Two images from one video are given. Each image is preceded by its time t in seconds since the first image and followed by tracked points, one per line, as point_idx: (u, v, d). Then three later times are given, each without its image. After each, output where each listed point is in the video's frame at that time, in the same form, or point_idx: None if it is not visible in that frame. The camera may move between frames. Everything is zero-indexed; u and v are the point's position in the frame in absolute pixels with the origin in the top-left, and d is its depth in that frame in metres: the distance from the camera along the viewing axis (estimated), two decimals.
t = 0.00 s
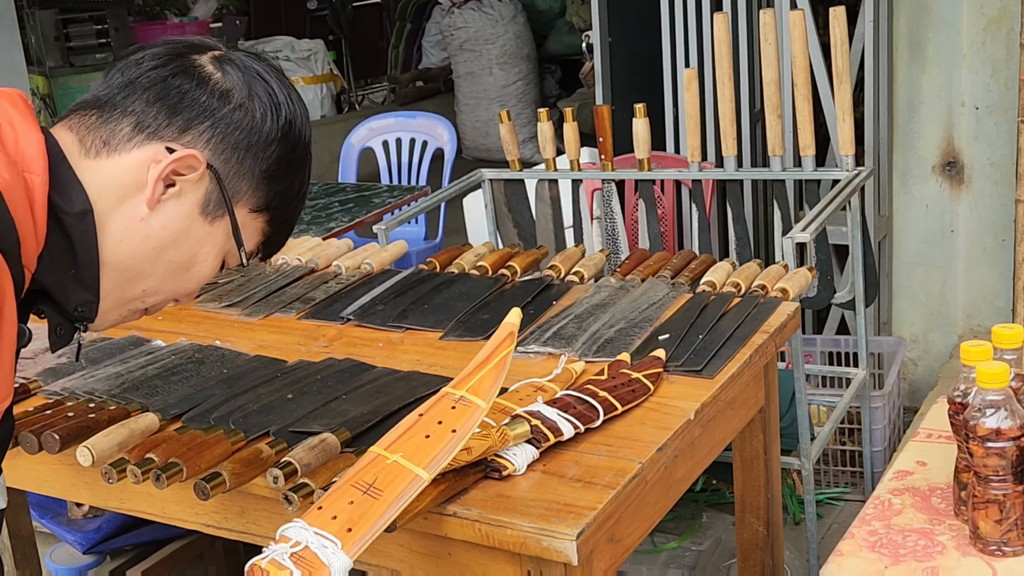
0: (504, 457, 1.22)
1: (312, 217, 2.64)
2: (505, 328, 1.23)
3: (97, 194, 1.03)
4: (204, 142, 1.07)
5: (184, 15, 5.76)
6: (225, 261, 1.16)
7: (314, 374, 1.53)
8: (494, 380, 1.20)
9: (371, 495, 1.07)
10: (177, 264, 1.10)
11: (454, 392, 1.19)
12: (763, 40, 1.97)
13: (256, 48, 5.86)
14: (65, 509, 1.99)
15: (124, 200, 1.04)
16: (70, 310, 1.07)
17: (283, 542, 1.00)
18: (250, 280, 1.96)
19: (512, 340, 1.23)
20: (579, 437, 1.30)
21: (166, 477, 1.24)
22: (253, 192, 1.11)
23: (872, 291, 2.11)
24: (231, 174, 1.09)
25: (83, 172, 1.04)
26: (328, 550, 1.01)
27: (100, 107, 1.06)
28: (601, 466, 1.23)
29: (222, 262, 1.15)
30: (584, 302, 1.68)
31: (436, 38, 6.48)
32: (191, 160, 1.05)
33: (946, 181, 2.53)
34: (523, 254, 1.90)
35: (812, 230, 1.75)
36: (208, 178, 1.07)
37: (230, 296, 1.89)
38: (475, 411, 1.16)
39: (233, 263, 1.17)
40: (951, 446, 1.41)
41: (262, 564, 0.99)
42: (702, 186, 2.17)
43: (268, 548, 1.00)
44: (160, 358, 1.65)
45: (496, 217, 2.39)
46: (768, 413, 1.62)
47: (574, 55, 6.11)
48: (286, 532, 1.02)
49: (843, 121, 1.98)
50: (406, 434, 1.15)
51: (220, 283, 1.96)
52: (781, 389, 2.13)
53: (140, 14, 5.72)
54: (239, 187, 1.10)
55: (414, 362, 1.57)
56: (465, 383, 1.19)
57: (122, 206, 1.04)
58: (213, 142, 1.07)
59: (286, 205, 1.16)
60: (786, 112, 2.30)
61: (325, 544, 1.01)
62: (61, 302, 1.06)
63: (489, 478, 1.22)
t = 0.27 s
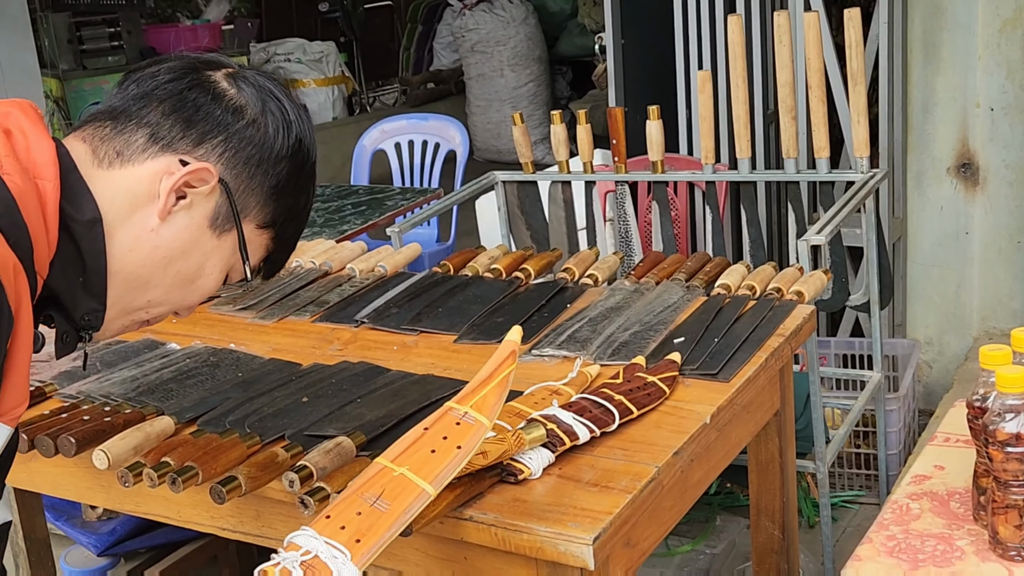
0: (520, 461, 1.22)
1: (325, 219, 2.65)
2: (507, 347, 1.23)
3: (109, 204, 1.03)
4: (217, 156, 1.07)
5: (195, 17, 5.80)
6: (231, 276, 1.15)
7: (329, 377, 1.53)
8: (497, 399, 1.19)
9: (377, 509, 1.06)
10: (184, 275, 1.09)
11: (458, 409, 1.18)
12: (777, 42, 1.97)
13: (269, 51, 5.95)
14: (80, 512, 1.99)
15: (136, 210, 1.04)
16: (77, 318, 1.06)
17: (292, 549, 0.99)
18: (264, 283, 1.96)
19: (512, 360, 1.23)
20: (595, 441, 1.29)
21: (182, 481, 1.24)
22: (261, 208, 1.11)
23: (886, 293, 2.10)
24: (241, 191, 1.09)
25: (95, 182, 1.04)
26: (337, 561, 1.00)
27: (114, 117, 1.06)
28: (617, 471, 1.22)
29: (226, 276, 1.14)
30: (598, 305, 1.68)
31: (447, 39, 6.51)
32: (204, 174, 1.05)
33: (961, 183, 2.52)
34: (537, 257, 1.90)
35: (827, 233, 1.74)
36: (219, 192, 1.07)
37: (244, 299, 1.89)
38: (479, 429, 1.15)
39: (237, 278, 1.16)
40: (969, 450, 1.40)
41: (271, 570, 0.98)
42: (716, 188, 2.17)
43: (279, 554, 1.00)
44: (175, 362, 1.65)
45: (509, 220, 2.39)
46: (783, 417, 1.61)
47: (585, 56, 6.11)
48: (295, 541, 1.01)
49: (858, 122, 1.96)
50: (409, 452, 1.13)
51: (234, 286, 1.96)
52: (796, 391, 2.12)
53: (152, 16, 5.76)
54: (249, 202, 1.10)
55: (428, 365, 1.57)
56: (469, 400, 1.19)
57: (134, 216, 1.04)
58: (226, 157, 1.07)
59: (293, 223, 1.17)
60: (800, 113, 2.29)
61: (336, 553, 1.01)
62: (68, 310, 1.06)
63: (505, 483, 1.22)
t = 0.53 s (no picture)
0: (529, 466, 1.21)
1: (335, 223, 2.65)
2: (493, 362, 1.22)
3: (43, 97, 1.02)
4: (151, 28, 1.06)
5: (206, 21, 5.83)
6: (200, 158, 1.15)
7: (338, 382, 1.53)
8: (481, 409, 1.17)
9: (357, 509, 1.03)
10: (141, 161, 1.09)
11: (442, 417, 1.16)
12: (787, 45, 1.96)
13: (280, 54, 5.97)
14: (90, 516, 2.00)
15: (73, 98, 1.03)
16: (39, 230, 1.09)
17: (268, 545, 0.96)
18: (273, 287, 1.96)
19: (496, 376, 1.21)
20: (604, 446, 1.29)
21: (190, 486, 1.24)
22: (212, 78, 1.10)
23: (897, 297, 2.10)
24: (185, 61, 1.07)
25: (27, 75, 1.03)
26: (314, 556, 0.96)
27: (40, 8, 1.05)
28: (627, 476, 1.22)
29: (194, 159, 1.14)
30: (607, 309, 1.67)
31: (457, 42, 6.54)
32: (136, 48, 1.04)
33: (972, 186, 2.52)
34: (546, 261, 1.90)
35: (837, 236, 1.74)
36: (160, 67, 1.06)
37: (253, 303, 1.89)
38: (463, 435, 1.13)
39: (208, 160, 1.16)
40: (980, 455, 1.39)
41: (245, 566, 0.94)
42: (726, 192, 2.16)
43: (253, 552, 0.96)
44: (184, 366, 1.65)
45: (518, 223, 2.38)
46: (793, 421, 1.60)
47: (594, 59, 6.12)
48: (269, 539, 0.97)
49: (868, 126, 1.96)
50: (391, 458, 1.10)
51: (244, 290, 1.97)
52: (806, 395, 2.12)
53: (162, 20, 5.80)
54: (195, 71, 1.08)
55: (437, 370, 1.57)
56: (453, 409, 1.16)
57: (72, 104, 1.03)
58: (160, 28, 1.06)
59: (256, 90, 1.15)
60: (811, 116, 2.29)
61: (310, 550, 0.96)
62: (29, 223, 1.08)
63: (514, 488, 1.22)
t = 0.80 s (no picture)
0: (537, 474, 1.21)
1: (343, 228, 2.65)
2: (388, 216, 1.14)
3: None
4: None
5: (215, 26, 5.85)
6: None
7: (346, 389, 1.53)
8: (394, 257, 1.13)
9: (302, 357, 1.07)
10: None
11: (356, 269, 1.13)
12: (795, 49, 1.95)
13: (287, 58, 6.11)
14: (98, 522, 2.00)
15: None
16: None
17: (232, 401, 1.04)
18: (282, 293, 1.96)
19: (398, 229, 1.14)
20: (613, 454, 1.29)
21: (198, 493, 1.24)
22: None
23: (907, 302, 2.09)
24: None
25: None
26: (275, 398, 1.03)
27: None
28: (635, 484, 1.21)
29: None
30: (616, 315, 1.67)
31: (465, 46, 6.56)
32: None
33: (982, 190, 2.51)
34: (555, 266, 1.90)
35: (847, 242, 1.73)
36: None
37: (261, 309, 1.89)
38: (380, 281, 1.11)
39: None
40: (991, 463, 1.38)
41: (216, 422, 1.03)
42: (734, 197, 2.16)
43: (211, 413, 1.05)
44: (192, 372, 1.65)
45: (527, 228, 2.38)
46: (803, 427, 1.59)
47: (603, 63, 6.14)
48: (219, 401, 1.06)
49: (876, 131, 1.95)
50: (320, 305, 1.13)
51: (252, 296, 1.97)
52: (816, 401, 2.12)
53: (171, 25, 5.83)
54: None
55: (445, 376, 1.56)
56: (364, 259, 1.13)
57: None
58: None
59: None
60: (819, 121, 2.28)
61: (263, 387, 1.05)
62: None
63: (523, 496, 1.22)
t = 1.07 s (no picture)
0: (549, 484, 1.20)
1: (352, 236, 2.65)
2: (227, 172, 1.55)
3: None
4: None
5: (223, 34, 5.87)
6: None
7: (356, 398, 1.52)
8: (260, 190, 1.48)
9: (230, 254, 1.28)
10: None
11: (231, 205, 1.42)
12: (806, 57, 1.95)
13: (295, 65, 6.13)
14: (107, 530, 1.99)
15: None
16: None
17: (194, 296, 1.18)
18: (291, 301, 1.96)
19: (238, 179, 1.54)
20: (625, 464, 1.28)
21: (208, 502, 1.23)
22: None
23: (920, 310, 2.08)
24: None
25: None
26: (233, 275, 1.21)
27: None
28: (648, 494, 1.20)
29: None
30: (627, 324, 1.66)
31: (473, 53, 6.58)
32: None
33: (994, 199, 2.51)
34: (565, 275, 1.89)
35: (859, 250, 1.72)
36: None
37: (270, 317, 1.89)
38: (260, 200, 1.45)
39: None
40: (1008, 473, 1.37)
41: (192, 312, 1.17)
42: (746, 205, 2.14)
43: (178, 315, 1.18)
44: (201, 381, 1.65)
45: (537, 236, 2.37)
46: (816, 437, 1.58)
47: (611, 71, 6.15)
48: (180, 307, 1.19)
49: (889, 139, 1.94)
50: (237, 205, 1.44)
51: (261, 304, 1.96)
52: (828, 410, 2.11)
53: (179, 32, 5.84)
54: None
55: (456, 386, 1.55)
56: (238, 196, 1.46)
57: None
58: None
59: None
60: (830, 129, 2.28)
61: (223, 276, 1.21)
62: None
63: (535, 506, 1.21)
